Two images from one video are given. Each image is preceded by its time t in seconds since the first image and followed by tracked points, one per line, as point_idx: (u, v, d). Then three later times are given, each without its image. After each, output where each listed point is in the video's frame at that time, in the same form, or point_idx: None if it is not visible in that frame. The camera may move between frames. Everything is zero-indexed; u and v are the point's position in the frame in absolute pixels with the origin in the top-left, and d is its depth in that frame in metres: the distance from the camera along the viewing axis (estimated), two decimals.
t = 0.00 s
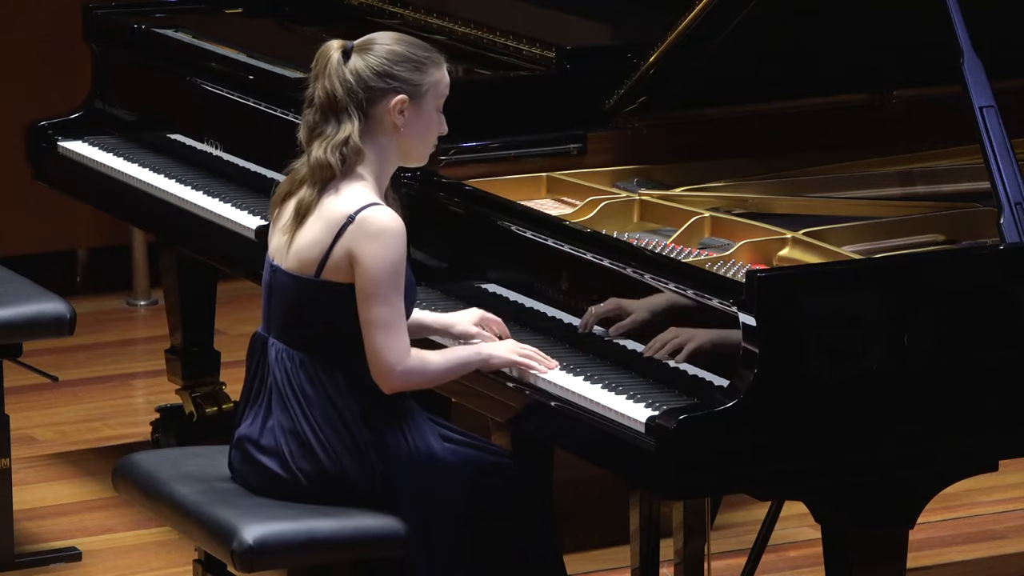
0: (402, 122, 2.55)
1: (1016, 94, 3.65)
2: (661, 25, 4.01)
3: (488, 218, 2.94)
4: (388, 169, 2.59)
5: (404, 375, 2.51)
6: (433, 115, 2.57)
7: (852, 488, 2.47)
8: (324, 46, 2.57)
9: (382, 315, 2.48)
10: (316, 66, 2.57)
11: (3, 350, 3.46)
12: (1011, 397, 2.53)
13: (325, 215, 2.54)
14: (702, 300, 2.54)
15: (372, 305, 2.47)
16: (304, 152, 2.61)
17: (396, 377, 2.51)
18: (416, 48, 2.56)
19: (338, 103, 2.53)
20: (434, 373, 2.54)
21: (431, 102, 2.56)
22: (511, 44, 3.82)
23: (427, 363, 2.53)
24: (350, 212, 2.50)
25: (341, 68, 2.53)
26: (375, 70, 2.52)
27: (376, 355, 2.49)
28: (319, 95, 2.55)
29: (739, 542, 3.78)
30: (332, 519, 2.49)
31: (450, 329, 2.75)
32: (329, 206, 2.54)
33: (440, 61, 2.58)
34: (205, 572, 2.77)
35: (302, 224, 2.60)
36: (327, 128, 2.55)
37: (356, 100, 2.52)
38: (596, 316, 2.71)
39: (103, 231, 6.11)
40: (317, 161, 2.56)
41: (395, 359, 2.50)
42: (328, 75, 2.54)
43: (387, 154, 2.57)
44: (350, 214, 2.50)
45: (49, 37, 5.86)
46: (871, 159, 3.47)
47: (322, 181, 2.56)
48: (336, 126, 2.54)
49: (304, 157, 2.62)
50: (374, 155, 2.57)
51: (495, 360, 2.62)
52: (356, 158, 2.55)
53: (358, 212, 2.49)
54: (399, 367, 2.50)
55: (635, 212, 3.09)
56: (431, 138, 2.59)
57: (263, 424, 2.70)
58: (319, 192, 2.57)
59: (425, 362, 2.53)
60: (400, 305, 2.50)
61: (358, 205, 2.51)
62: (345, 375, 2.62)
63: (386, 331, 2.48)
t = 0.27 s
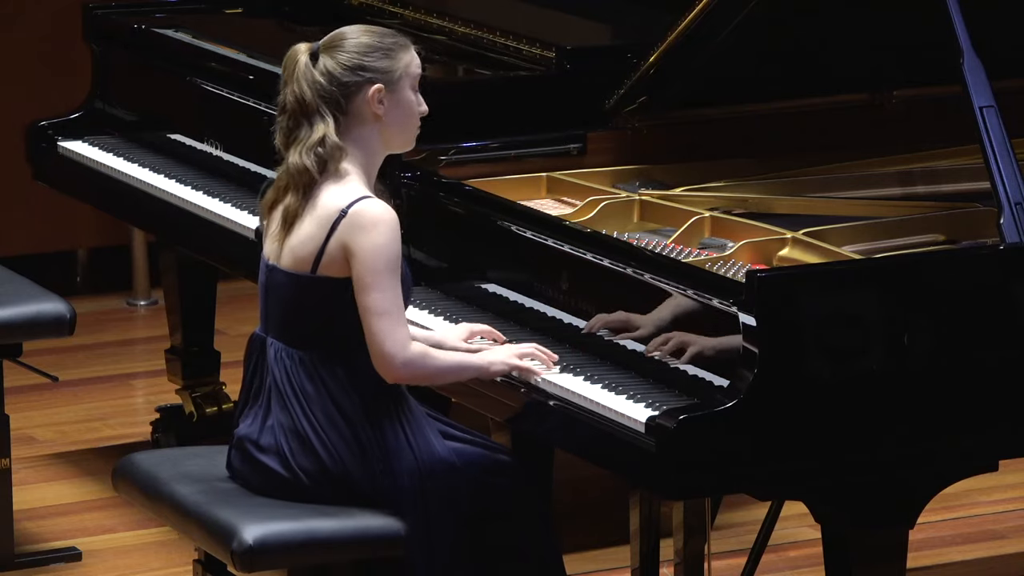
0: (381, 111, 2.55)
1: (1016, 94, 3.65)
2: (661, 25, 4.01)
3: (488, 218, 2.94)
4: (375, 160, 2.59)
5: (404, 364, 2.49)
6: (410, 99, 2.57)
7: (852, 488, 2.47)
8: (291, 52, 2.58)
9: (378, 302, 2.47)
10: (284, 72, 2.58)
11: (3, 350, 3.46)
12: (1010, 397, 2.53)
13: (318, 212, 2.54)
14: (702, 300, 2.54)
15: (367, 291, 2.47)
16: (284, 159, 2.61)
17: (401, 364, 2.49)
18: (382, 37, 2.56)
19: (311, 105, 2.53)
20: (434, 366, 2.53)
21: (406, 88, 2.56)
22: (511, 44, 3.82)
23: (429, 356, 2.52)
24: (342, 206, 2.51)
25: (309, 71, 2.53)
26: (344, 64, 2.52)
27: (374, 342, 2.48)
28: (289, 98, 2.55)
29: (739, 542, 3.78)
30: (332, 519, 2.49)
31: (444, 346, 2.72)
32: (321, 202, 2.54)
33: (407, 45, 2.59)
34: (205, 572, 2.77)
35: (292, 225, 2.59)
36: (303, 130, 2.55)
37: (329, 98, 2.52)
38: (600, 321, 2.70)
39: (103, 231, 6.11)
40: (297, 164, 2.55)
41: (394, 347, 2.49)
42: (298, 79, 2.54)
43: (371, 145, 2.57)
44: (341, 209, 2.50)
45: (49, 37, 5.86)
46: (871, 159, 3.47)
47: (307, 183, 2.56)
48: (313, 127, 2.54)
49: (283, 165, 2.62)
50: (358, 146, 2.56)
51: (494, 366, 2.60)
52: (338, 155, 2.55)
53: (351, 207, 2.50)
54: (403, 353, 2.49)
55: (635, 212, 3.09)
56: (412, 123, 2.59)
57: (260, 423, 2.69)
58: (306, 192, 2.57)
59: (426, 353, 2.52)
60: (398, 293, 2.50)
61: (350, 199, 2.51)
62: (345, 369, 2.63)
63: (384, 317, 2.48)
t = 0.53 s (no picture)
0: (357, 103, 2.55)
1: (1016, 94, 3.65)
2: (661, 25, 4.01)
3: (488, 218, 2.94)
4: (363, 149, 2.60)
5: (410, 350, 2.50)
6: (385, 85, 2.57)
7: (852, 488, 2.47)
8: (259, 60, 2.60)
9: (383, 290, 2.48)
10: (255, 80, 2.60)
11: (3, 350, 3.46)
12: (1010, 397, 2.53)
13: (310, 206, 2.54)
14: (703, 300, 2.53)
15: (369, 280, 2.48)
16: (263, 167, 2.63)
17: (409, 350, 2.50)
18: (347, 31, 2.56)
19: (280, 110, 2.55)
20: (439, 353, 2.54)
21: (379, 77, 2.56)
22: (511, 44, 3.82)
23: (434, 342, 2.53)
24: (335, 199, 2.51)
25: (275, 78, 2.55)
26: (310, 63, 2.53)
27: (380, 330, 2.49)
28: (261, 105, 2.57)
29: (739, 542, 3.78)
30: (332, 519, 2.49)
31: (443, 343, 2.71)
32: (312, 196, 2.54)
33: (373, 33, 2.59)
34: (205, 572, 2.77)
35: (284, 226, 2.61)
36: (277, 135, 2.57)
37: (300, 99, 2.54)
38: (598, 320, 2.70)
39: (103, 231, 6.11)
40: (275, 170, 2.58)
41: (399, 334, 2.49)
42: (265, 86, 2.56)
43: (352, 137, 2.57)
44: (335, 201, 2.51)
45: (49, 37, 5.86)
46: (871, 159, 3.47)
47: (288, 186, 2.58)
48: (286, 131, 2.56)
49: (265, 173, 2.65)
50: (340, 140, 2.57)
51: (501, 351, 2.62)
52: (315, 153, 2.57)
53: (344, 199, 2.50)
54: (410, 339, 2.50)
55: (635, 212, 3.09)
56: (392, 110, 2.59)
57: (260, 423, 2.69)
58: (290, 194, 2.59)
59: (432, 340, 2.52)
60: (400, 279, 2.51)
61: (343, 191, 2.52)
62: (345, 366, 2.63)
63: (387, 304, 2.48)
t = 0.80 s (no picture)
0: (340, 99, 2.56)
1: (1016, 94, 3.65)
2: (661, 25, 4.01)
3: (488, 218, 2.94)
4: (350, 144, 2.60)
5: (406, 346, 2.52)
6: (366, 78, 2.58)
7: (852, 488, 2.47)
8: (240, 67, 2.62)
9: (379, 286, 2.50)
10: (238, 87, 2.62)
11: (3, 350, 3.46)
12: (1010, 397, 2.53)
13: (305, 203, 2.55)
14: (703, 300, 2.53)
15: (366, 277, 2.49)
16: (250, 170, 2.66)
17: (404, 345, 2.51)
18: (324, 28, 2.57)
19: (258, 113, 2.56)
20: (435, 348, 2.55)
21: (359, 72, 2.57)
22: (511, 44, 3.82)
23: (430, 337, 2.54)
24: (329, 195, 2.52)
25: (254, 81, 2.57)
26: (289, 64, 2.54)
27: (376, 326, 2.50)
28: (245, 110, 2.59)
29: (739, 542, 3.78)
30: (332, 519, 2.48)
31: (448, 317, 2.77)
32: (307, 194, 2.55)
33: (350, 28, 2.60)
34: (205, 572, 2.77)
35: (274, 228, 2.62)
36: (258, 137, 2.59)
37: (279, 100, 2.56)
38: (592, 311, 2.72)
39: (103, 231, 6.11)
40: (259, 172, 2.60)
41: (395, 330, 2.51)
42: (245, 90, 2.58)
43: (336, 133, 2.58)
44: (329, 199, 2.51)
45: (49, 37, 5.86)
46: (871, 159, 3.47)
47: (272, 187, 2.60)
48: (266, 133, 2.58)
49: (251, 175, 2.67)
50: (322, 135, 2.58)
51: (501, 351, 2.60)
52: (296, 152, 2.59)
53: (338, 195, 2.50)
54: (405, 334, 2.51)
55: (635, 212, 3.09)
56: (374, 102, 2.59)
57: (258, 423, 2.68)
58: (276, 195, 2.61)
59: (428, 336, 2.54)
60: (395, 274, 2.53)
61: (337, 187, 2.52)
62: (345, 364, 2.64)
63: (384, 301, 2.50)
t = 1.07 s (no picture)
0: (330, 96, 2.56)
1: (1016, 94, 3.64)
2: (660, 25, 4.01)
3: (488, 218, 2.94)
4: (343, 141, 2.60)
5: (404, 344, 2.52)
6: (354, 75, 2.59)
7: (852, 488, 2.46)
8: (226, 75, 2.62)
9: (377, 285, 2.50)
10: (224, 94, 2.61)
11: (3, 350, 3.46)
12: (1010, 397, 2.53)
13: (302, 203, 2.53)
14: (702, 300, 2.53)
15: (363, 276, 2.49)
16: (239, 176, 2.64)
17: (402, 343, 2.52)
18: (309, 29, 2.58)
19: (249, 115, 2.56)
20: (434, 346, 2.56)
21: (348, 70, 2.57)
22: (511, 44, 3.82)
23: (429, 336, 2.54)
24: (326, 195, 2.51)
25: (243, 84, 2.56)
26: (276, 65, 2.54)
27: (374, 325, 2.51)
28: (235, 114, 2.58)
29: (739, 542, 3.78)
30: (332, 519, 2.48)
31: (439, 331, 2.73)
32: (303, 194, 2.54)
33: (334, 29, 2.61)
34: (205, 572, 2.77)
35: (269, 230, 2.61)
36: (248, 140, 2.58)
37: (269, 100, 2.56)
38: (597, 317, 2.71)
39: (103, 231, 6.11)
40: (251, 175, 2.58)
41: (393, 328, 2.51)
42: (233, 93, 2.57)
43: (328, 131, 2.58)
44: (327, 197, 2.50)
45: (49, 37, 5.86)
46: (871, 159, 3.47)
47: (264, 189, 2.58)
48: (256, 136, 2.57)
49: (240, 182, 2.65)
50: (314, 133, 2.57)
51: (505, 346, 2.66)
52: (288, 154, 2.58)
53: (335, 193, 2.50)
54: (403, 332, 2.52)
55: (635, 212, 3.09)
56: (364, 99, 2.60)
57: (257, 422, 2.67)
58: (269, 197, 2.59)
59: (427, 334, 2.54)
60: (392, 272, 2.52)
61: (333, 186, 2.52)
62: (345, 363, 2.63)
63: (382, 300, 2.50)
